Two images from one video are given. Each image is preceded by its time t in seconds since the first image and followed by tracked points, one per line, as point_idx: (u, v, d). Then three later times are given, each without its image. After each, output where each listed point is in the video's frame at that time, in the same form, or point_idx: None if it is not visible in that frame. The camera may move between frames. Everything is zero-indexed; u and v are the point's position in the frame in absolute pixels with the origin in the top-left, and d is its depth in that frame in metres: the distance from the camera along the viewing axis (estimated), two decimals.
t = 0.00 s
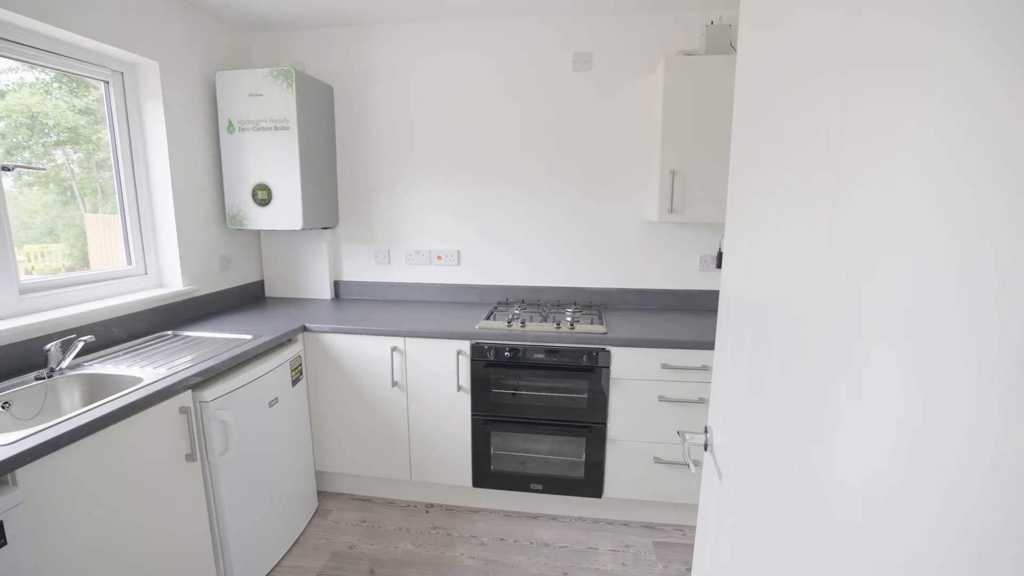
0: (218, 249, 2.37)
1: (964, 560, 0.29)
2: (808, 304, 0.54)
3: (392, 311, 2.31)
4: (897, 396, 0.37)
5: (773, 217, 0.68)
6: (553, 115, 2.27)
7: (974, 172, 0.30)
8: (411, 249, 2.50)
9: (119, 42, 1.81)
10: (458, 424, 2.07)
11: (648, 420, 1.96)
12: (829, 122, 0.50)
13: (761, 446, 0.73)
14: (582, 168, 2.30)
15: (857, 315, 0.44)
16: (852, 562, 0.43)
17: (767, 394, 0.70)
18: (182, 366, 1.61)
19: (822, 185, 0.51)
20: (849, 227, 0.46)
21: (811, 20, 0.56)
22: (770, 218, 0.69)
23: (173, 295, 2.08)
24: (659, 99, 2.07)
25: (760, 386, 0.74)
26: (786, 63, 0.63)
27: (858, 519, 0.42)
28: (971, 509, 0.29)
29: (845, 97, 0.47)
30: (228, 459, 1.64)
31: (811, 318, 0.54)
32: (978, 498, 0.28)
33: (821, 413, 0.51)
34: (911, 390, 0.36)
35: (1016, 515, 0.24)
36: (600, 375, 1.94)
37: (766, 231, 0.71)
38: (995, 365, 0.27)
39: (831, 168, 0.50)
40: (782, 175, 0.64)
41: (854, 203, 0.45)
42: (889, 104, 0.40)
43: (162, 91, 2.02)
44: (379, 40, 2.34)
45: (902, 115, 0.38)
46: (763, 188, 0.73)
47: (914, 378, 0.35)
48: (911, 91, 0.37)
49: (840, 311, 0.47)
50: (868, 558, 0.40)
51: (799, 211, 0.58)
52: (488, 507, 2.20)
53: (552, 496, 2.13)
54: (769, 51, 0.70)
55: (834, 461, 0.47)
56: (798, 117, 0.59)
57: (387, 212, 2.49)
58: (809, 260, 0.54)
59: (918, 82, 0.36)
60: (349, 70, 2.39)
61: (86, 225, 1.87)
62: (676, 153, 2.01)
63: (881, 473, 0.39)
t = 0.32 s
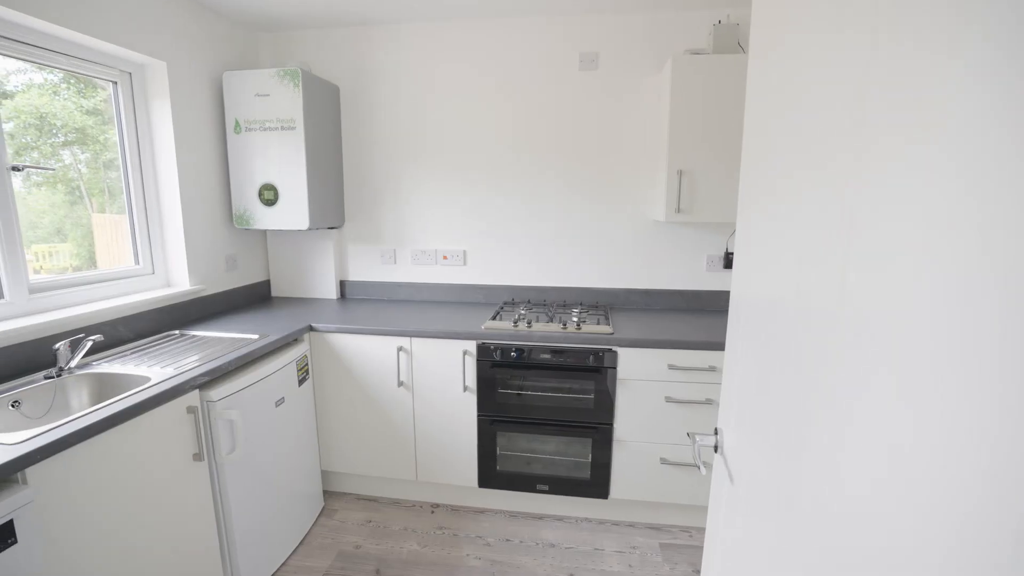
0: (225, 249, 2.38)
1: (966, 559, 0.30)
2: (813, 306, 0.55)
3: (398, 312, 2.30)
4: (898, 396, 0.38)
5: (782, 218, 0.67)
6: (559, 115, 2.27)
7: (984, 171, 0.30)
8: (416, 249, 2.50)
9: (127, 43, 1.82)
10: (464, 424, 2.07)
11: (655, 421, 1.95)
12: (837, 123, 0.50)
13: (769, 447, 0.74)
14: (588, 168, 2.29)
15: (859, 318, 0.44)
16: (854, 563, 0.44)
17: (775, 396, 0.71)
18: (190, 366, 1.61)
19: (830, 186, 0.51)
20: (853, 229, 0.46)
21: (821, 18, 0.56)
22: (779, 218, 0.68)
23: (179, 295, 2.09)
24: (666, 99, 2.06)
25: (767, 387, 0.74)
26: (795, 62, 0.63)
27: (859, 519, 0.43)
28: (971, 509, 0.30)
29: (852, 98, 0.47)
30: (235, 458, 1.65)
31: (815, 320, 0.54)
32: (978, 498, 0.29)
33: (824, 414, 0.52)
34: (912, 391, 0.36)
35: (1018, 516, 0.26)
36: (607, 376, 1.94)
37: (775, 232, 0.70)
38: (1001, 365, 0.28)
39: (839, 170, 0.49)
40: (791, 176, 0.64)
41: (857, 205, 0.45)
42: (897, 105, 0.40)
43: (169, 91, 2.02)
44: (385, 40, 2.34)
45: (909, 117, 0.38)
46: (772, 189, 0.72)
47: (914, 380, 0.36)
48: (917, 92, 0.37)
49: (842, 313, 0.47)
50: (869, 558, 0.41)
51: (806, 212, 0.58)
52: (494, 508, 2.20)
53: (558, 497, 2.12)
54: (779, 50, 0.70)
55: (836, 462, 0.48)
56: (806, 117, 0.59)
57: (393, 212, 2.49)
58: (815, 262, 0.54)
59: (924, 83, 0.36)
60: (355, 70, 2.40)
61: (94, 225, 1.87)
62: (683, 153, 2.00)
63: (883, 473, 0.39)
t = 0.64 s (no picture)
0: (232, 249, 2.38)
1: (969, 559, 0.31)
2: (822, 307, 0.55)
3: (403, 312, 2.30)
4: (899, 397, 0.39)
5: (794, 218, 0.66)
6: (565, 115, 2.26)
7: (997, 173, 0.30)
8: (422, 249, 2.49)
9: (135, 43, 1.83)
10: (470, 424, 2.07)
11: (662, 422, 1.94)
12: (851, 121, 0.49)
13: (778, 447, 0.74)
14: (595, 168, 2.28)
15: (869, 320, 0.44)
16: (859, 558, 0.45)
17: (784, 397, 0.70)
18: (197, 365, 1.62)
19: (844, 186, 0.50)
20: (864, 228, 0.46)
21: (835, 16, 0.55)
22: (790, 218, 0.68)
23: (187, 295, 2.09)
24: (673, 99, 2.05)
25: (777, 388, 0.74)
26: (808, 61, 0.62)
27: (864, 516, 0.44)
28: (968, 510, 0.31)
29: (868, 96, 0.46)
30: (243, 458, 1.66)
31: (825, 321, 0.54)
32: (976, 499, 0.30)
33: (832, 414, 0.52)
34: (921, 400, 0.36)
35: (1023, 520, 0.26)
36: (613, 376, 1.93)
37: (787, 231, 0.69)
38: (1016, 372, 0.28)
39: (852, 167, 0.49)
40: (803, 175, 0.63)
41: (869, 206, 0.45)
42: (913, 101, 0.39)
43: (176, 91, 2.03)
44: (391, 39, 2.34)
45: (927, 115, 0.37)
46: (783, 189, 0.71)
47: (925, 386, 0.36)
48: (938, 89, 0.36)
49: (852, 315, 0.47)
50: (873, 554, 0.42)
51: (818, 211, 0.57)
52: (499, 508, 2.20)
53: (564, 498, 2.12)
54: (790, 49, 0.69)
55: (843, 461, 0.48)
56: (819, 117, 0.58)
57: (399, 212, 2.49)
58: (828, 263, 0.54)
59: (945, 79, 0.35)
60: (361, 70, 2.40)
61: (101, 225, 1.88)
62: (691, 153, 1.99)
63: (887, 470, 0.40)
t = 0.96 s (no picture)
0: (241, 249, 2.39)
1: (983, 560, 0.31)
2: (835, 310, 0.54)
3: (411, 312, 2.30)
4: (912, 400, 0.40)
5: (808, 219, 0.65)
6: (574, 114, 2.25)
7: (1012, 179, 0.30)
8: (431, 249, 2.49)
9: (146, 45, 1.84)
10: (478, 425, 2.06)
11: (671, 424, 1.93)
12: (869, 119, 0.48)
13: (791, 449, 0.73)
14: (604, 168, 2.27)
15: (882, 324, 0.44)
16: (872, 561, 0.45)
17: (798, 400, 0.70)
18: (207, 365, 1.62)
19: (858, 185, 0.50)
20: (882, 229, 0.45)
21: (854, 13, 0.54)
22: (804, 219, 0.67)
23: (197, 295, 2.11)
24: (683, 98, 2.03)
25: (790, 391, 0.74)
26: (825, 59, 0.61)
27: (874, 518, 0.44)
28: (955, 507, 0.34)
29: (889, 94, 0.45)
30: (252, 458, 1.66)
31: (838, 325, 0.54)
32: (964, 497, 0.33)
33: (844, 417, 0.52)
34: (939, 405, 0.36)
35: (1007, 517, 0.29)
36: (622, 378, 1.92)
37: (802, 232, 0.68)
38: (1012, 376, 0.30)
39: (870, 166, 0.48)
40: (818, 176, 0.62)
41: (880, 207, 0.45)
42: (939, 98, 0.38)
43: (186, 92, 2.04)
44: (399, 40, 2.34)
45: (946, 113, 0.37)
46: (798, 189, 0.70)
47: (943, 392, 0.36)
48: (960, 86, 0.35)
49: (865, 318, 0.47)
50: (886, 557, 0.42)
51: (834, 212, 0.56)
52: (507, 510, 2.19)
53: (572, 499, 2.11)
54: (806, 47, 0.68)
55: (852, 458, 0.49)
56: (837, 116, 0.57)
57: (408, 211, 2.49)
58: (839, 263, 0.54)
59: (968, 76, 0.34)
60: (370, 70, 2.40)
61: (111, 225, 1.89)
62: (700, 153, 1.98)
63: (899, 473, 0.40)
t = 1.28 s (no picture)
0: (254, 249, 2.40)
1: (994, 549, 0.34)
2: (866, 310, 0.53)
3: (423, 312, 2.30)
4: (939, 404, 0.41)
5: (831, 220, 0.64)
6: (587, 114, 2.24)
7: None
8: (443, 249, 2.49)
9: (162, 46, 1.85)
10: (490, 425, 2.06)
11: (685, 425, 1.91)
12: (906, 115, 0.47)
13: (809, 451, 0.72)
14: (617, 168, 2.26)
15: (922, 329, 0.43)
16: (898, 558, 0.45)
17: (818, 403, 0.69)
18: (221, 364, 1.63)
19: (893, 182, 0.49)
20: (922, 230, 0.44)
21: (886, 8, 0.53)
22: (828, 218, 0.65)
23: (211, 294, 2.12)
24: (698, 97, 2.01)
25: (810, 394, 0.73)
26: (853, 55, 0.60)
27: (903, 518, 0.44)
28: (970, 500, 0.37)
29: (932, 88, 0.44)
30: (266, 457, 1.66)
31: (868, 326, 0.53)
32: (980, 490, 0.36)
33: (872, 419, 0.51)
34: (982, 411, 0.36)
35: (1020, 510, 0.32)
36: (635, 379, 1.90)
37: (824, 232, 0.66)
38: None
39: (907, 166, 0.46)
40: (843, 174, 0.61)
41: (918, 203, 0.44)
42: (989, 94, 0.37)
43: (201, 93, 2.05)
44: (412, 40, 2.34)
45: (998, 107, 0.36)
46: (819, 188, 0.69)
47: (987, 401, 0.36)
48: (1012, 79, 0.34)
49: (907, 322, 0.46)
50: (915, 558, 0.43)
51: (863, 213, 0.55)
52: (518, 511, 2.18)
53: (585, 501, 2.09)
54: (831, 43, 0.67)
55: (869, 451, 0.51)
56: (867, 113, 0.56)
57: (420, 212, 2.49)
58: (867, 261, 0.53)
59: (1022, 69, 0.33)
60: (382, 70, 2.40)
61: (125, 225, 1.91)
62: (715, 153, 1.96)
63: (934, 477, 0.41)
